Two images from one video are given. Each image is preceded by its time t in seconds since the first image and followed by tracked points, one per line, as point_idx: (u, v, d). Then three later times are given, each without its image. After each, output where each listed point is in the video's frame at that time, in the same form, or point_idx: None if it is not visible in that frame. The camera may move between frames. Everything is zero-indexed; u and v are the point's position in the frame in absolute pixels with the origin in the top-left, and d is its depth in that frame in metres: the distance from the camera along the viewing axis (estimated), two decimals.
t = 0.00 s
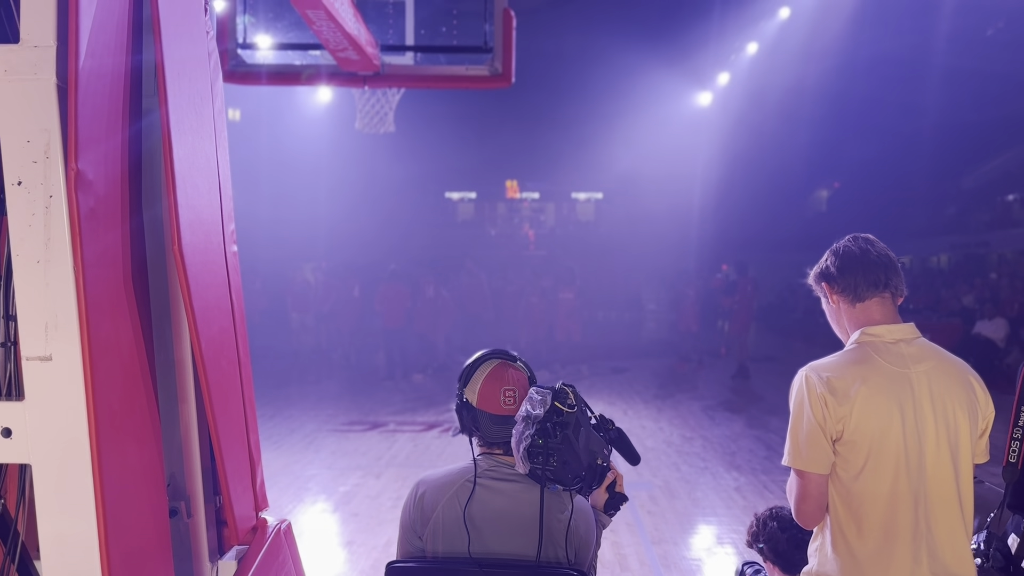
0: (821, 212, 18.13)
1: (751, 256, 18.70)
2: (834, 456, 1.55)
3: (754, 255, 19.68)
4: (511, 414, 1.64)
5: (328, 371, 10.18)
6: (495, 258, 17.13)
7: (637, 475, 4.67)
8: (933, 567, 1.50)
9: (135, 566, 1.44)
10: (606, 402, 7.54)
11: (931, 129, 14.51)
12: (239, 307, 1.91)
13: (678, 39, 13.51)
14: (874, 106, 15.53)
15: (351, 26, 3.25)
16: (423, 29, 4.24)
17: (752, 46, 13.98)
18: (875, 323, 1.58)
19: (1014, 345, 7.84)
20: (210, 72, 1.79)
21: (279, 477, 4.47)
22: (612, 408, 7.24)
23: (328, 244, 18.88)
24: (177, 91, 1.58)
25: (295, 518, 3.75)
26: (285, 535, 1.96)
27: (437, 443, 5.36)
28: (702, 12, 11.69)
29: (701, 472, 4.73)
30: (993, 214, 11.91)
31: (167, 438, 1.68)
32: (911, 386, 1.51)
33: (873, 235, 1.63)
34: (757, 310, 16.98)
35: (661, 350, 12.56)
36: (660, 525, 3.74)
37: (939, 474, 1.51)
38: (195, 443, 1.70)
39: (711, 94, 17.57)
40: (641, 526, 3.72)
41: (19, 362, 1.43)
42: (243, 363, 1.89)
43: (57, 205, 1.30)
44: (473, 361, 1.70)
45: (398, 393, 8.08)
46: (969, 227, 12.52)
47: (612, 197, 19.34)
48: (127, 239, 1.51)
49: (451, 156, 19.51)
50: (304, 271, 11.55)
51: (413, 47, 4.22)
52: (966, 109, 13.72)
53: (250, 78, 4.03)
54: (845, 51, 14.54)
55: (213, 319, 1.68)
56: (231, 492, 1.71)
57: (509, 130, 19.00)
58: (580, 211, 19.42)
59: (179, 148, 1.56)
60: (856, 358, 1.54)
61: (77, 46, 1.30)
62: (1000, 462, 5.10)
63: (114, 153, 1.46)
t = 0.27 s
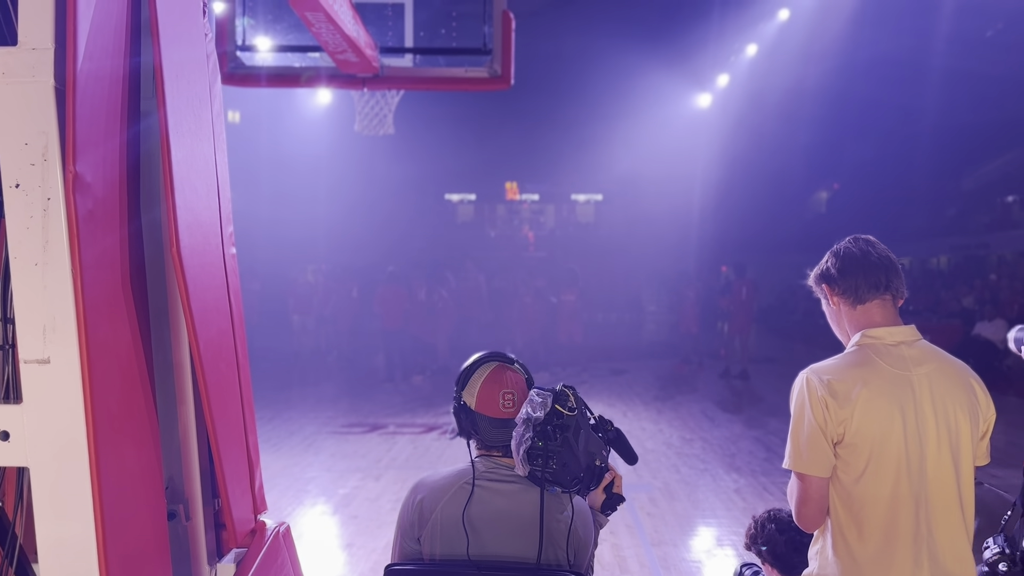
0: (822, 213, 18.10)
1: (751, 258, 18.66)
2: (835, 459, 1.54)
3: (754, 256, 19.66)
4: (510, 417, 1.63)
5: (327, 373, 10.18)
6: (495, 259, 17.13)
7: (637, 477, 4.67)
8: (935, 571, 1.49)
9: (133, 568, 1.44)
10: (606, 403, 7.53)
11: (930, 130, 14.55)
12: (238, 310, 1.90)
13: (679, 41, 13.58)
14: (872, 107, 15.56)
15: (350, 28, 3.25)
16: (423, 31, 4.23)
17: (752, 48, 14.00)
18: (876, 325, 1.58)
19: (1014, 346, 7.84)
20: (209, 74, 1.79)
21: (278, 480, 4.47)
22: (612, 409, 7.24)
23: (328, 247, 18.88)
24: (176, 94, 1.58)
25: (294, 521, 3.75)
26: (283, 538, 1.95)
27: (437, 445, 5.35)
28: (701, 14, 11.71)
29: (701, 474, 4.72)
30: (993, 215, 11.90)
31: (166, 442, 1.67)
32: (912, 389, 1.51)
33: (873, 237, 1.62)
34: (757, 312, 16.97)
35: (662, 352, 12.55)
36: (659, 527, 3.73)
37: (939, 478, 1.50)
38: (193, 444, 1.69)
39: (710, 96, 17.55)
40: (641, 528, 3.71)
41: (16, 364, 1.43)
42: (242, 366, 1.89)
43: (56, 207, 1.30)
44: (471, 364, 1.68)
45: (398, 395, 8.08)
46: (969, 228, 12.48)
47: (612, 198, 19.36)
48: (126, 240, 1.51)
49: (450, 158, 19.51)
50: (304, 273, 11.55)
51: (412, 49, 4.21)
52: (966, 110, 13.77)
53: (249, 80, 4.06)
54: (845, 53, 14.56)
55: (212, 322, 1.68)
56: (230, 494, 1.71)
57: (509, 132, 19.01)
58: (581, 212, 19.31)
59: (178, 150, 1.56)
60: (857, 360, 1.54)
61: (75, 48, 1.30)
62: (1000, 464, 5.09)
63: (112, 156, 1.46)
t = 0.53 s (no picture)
0: (820, 214, 18.07)
1: (750, 258, 18.65)
2: (834, 462, 1.54)
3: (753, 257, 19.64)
4: (510, 422, 1.63)
5: (326, 374, 10.16)
6: (494, 259, 17.11)
7: (636, 479, 4.65)
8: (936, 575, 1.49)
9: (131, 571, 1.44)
10: (605, 405, 7.52)
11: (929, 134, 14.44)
12: (236, 312, 1.90)
13: (677, 43, 13.56)
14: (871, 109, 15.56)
15: (349, 30, 3.24)
16: (422, 32, 4.21)
17: (750, 50, 13.99)
18: (877, 328, 1.58)
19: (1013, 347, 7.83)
20: (207, 76, 1.79)
21: (277, 482, 4.46)
22: (611, 410, 7.23)
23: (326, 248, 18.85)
24: (174, 96, 1.57)
25: (293, 523, 3.74)
26: (281, 541, 1.95)
27: (436, 447, 5.34)
28: (700, 15, 11.69)
29: (700, 476, 4.71)
30: (992, 216, 11.87)
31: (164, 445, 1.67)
32: (912, 392, 1.51)
33: (874, 239, 1.62)
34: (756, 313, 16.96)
35: (661, 353, 12.53)
36: (658, 529, 3.72)
37: (941, 481, 1.50)
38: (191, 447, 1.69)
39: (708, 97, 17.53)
40: (640, 530, 3.70)
41: (14, 367, 1.43)
42: (240, 369, 1.89)
43: (53, 211, 1.30)
44: (469, 367, 1.68)
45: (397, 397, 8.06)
46: (968, 229, 12.47)
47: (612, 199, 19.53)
48: (123, 243, 1.51)
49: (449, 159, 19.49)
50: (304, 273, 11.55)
51: (411, 51, 4.20)
52: (962, 113, 13.65)
53: (248, 82, 4.09)
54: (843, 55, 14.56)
55: (210, 325, 1.68)
56: (228, 497, 1.70)
57: (508, 132, 19.00)
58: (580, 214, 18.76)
59: (175, 153, 1.56)
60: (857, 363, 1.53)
61: (72, 50, 1.30)
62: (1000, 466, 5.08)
63: (110, 158, 1.46)
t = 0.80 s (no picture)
0: (818, 214, 18.13)
1: (749, 259, 18.68)
2: (835, 463, 1.54)
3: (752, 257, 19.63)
4: (505, 418, 1.63)
5: (324, 374, 10.15)
6: (493, 259, 17.10)
7: (635, 479, 4.65)
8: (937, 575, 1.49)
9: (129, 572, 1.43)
10: (604, 405, 7.52)
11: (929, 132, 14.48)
12: (234, 313, 1.90)
13: (676, 42, 13.55)
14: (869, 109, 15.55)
15: (347, 30, 3.24)
16: (421, 32, 4.20)
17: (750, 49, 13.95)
18: (876, 328, 1.58)
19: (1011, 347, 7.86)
20: (205, 77, 1.79)
21: (275, 482, 4.46)
22: (609, 411, 7.24)
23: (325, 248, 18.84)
24: (172, 96, 1.57)
25: (292, 523, 3.74)
26: (279, 542, 1.95)
27: (435, 447, 5.35)
28: (698, 15, 11.67)
29: (699, 476, 4.72)
30: (989, 216, 11.90)
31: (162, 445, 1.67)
32: (912, 392, 1.51)
33: (875, 239, 1.62)
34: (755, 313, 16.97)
35: (660, 353, 12.52)
36: (657, 529, 3.73)
37: (941, 482, 1.50)
38: (189, 449, 1.68)
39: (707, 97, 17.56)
40: (639, 531, 3.70)
41: (10, 368, 1.43)
42: (238, 370, 1.88)
43: (50, 212, 1.30)
44: (460, 369, 1.68)
45: (395, 397, 8.06)
46: (967, 229, 12.47)
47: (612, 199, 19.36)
48: (121, 244, 1.50)
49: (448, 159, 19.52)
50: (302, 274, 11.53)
51: (409, 51, 4.19)
52: (963, 112, 13.81)
53: (247, 82, 4.09)
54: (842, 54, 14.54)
55: (208, 325, 1.68)
56: (226, 498, 1.70)
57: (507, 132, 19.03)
58: (579, 214, 18.38)
59: (173, 153, 1.55)
60: (857, 364, 1.53)
61: (70, 50, 1.30)
62: (998, 466, 5.09)
63: (107, 158, 1.45)
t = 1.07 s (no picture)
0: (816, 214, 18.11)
1: (748, 259, 18.76)
2: (837, 462, 1.54)
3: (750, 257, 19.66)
4: (491, 421, 1.62)
5: (322, 374, 10.15)
6: (492, 259, 17.11)
7: (633, 479, 4.65)
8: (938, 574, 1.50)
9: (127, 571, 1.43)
10: (603, 405, 7.52)
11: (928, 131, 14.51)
12: (233, 312, 1.89)
13: (674, 43, 13.58)
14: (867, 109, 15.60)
15: (345, 30, 3.23)
16: (419, 32, 4.20)
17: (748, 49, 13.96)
18: (879, 327, 1.59)
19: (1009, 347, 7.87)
20: (203, 77, 1.79)
21: (274, 482, 4.45)
22: (608, 410, 7.24)
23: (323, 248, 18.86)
24: (170, 95, 1.57)
25: (290, 523, 3.74)
26: (278, 541, 1.94)
27: (433, 447, 5.35)
28: (696, 15, 11.70)
29: (697, 475, 4.72)
30: (988, 217, 11.93)
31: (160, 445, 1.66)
32: (914, 391, 1.51)
33: (879, 238, 1.62)
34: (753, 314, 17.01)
35: (659, 353, 12.53)
36: (656, 528, 3.73)
37: (943, 482, 1.51)
38: (188, 448, 1.68)
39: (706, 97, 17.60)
40: (637, 530, 3.71)
41: (8, 368, 1.43)
42: (237, 369, 1.88)
43: (48, 212, 1.30)
44: (449, 371, 1.68)
45: (394, 397, 8.06)
46: (965, 229, 12.50)
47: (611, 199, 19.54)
48: (119, 244, 1.50)
49: (446, 159, 19.52)
50: (301, 274, 11.51)
51: (407, 51, 4.18)
52: (961, 113, 13.85)
53: (246, 81, 4.06)
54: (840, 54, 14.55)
55: (206, 325, 1.67)
56: (225, 497, 1.70)
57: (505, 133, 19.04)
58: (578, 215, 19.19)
59: (172, 152, 1.55)
60: (860, 362, 1.54)
61: (68, 50, 1.30)
62: (996, 465, 5.11)
63: (105, 158, 1.45)
